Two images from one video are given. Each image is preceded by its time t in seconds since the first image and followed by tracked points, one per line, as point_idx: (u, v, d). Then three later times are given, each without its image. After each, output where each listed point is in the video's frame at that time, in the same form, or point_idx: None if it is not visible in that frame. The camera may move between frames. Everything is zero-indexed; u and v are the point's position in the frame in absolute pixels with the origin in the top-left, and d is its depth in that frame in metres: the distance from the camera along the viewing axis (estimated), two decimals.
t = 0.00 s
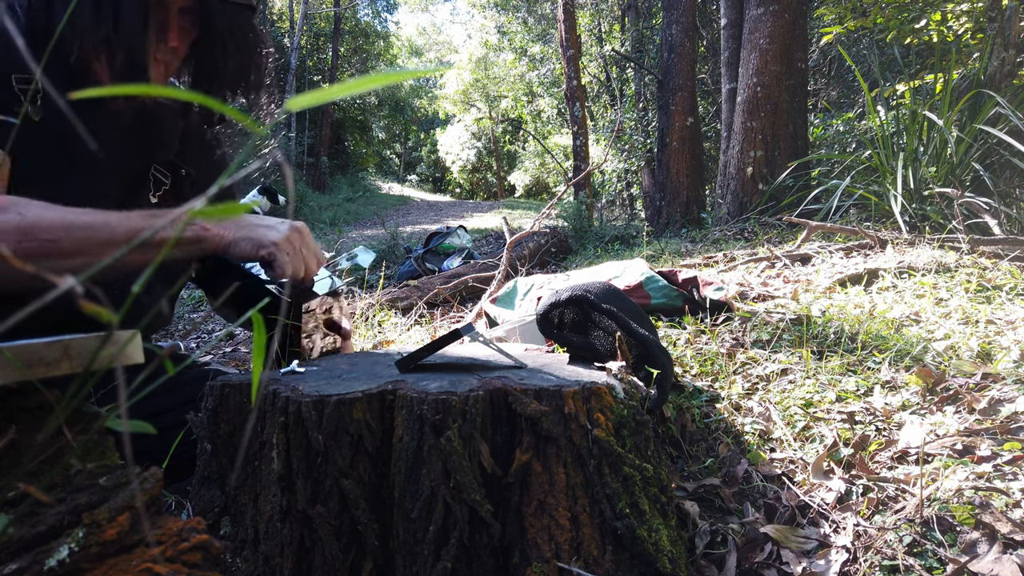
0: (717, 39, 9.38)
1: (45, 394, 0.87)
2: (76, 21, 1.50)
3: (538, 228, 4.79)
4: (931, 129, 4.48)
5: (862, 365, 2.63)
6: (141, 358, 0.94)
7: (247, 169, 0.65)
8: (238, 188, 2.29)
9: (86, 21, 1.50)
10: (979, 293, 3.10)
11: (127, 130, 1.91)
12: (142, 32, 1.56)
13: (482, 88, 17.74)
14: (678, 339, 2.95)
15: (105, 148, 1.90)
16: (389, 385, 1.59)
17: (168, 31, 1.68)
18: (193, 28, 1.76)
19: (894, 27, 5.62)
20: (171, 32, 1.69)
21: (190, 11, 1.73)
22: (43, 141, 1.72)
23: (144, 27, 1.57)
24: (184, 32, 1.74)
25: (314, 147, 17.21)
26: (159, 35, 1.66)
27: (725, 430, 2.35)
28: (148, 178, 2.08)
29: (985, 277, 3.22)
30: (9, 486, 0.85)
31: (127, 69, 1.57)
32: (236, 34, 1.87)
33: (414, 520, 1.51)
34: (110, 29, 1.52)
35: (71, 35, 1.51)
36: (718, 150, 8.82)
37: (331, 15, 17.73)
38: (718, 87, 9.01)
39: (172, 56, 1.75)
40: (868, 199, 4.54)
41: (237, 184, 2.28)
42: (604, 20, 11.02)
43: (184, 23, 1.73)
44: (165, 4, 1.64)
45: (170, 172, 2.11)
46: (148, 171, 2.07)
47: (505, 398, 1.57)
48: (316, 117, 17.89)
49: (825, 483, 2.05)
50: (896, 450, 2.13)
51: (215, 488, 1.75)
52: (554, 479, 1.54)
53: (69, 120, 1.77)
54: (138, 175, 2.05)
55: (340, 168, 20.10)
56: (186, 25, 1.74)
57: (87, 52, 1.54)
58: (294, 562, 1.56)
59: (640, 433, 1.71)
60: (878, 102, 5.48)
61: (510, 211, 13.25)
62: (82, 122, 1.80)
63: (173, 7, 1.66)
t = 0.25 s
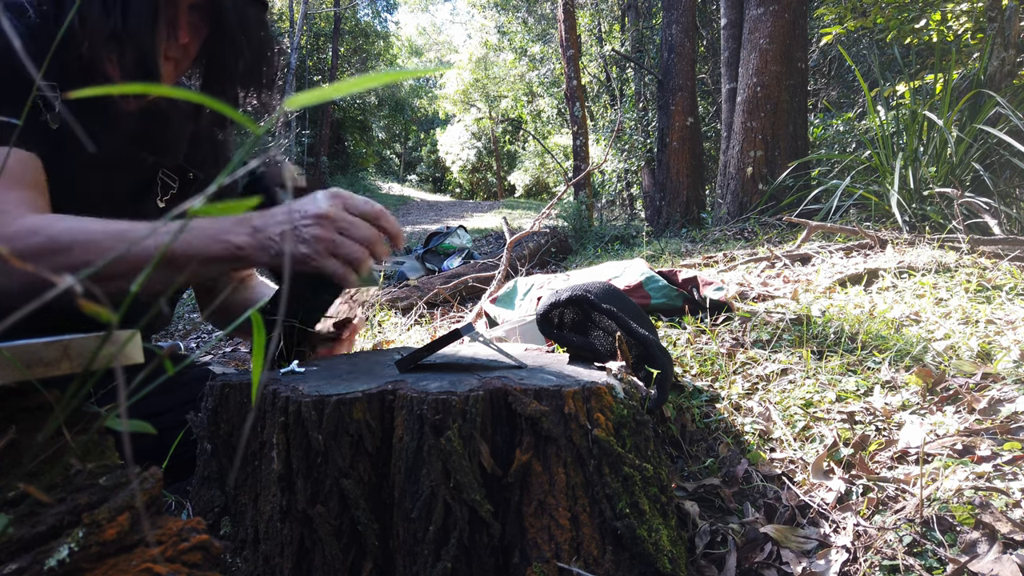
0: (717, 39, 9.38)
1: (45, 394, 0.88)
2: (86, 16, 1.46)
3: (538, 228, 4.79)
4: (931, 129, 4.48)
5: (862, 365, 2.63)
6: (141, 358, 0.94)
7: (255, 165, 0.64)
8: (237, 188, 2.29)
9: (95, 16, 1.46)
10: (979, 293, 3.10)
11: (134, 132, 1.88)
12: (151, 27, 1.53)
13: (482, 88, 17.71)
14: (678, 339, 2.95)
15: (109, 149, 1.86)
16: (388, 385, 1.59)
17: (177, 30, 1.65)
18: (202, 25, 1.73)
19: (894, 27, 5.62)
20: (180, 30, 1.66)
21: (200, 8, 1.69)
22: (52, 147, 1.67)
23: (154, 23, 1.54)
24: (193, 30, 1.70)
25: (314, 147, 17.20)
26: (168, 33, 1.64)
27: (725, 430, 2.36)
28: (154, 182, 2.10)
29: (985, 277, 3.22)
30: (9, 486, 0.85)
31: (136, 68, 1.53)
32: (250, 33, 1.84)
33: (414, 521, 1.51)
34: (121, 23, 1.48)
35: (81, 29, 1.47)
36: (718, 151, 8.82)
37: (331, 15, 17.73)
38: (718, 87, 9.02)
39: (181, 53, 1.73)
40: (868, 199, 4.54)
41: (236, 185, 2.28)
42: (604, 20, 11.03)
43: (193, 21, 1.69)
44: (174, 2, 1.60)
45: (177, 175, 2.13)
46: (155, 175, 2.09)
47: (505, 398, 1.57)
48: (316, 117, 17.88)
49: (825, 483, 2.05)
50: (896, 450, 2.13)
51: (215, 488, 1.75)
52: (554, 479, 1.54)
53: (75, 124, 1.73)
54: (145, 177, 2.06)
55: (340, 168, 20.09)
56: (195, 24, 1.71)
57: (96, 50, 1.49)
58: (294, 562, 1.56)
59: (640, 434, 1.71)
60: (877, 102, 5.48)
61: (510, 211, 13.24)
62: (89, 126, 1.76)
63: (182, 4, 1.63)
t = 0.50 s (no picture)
0: (717, 39, 9.39)
1: (45, 394, 0.88)
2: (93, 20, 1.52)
3: (538, 228, 4.79)
4: (931, 129, 4.48)
5: (862, 365, 2.63)
6: (141, 358, 0.94)
7: (260, 168, 0.65)
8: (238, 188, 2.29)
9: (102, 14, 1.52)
10: (979, 293, 3.10)
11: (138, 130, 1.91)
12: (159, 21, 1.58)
13: (482, 88, 17.64)
14: (678, 339, 2.95)
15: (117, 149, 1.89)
16: (389, 385, 1.59)
17: (183, 28, 1.69)
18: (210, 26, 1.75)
19: (894, 27, 5.63)
20: (186, 29, 1.70)
21: (208, 9, 1.72)
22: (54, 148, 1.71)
23: (160, 20, 1.60)
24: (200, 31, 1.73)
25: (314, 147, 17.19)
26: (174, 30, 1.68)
27: (725, 430, 2.36)
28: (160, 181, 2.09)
29: (985, 277, 3.22)
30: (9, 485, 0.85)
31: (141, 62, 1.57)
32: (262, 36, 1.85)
33: (414, 520, 1.51)
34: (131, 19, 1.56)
35: (86, 26, 1.53)
36: (718, 151, 8.82)
37: (331, 15, 17.73)
38: (718, 88, 9.02)
39: (188, 52, 1.79)
40: (868, 199, 4.54)
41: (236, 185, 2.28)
42: (605, 20, 11.04)
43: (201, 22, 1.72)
44: None
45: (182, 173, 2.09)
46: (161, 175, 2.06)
47: (505, 398, 1.57)
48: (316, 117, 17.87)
49: (825, 483, 2.05)
50: (896, 450, 2.13)
51: (215, 488, 1.75)
52: (554, 479, 1.54)
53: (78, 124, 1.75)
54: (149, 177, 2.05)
55: (340, 168, 20.08)
56: (202, 25, 1.75)
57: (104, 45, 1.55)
58: (294, 562, 1.56)
59: (640, 434, 1.71)
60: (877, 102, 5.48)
61: (510, 211, 13.24)
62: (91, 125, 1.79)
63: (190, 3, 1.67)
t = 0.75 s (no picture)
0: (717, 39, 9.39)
1: (45, 394, 0.88)
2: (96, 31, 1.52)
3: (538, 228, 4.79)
4: (931, 129, 4.48)
5: (862, 365, 2.63)
6: (141, 358, 0.94)
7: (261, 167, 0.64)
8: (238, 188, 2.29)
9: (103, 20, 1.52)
10: (979, 293, 3.10)
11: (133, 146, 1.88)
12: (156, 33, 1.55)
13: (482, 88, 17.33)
14: (678, 339, 2.95)
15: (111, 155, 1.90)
16: (389, 385, 1.59)
17: (183, 37, 1.65)
18: (214, 40, 1.72)
19: (894, 28, 5.63)
20: (186, 38, 1.66)
21: (209, 17, 1.68)
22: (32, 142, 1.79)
23: (159, 30, 1.56)
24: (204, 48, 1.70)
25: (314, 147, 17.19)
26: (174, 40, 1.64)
27: (725, 430, 2.36)
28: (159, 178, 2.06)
29: (985, 277, 3.22)
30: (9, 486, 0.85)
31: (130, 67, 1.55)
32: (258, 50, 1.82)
33: (414, 521, 1.51)
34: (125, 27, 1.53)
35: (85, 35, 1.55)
36: (718, 151, 8.82)
37: (331, 15, 17.73)
38: (718, 88, 9.02)
39: (189, 61, 1.73)
40: (868, 199, 4.54)
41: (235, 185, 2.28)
42: (605, 20, 11.04)
43: (204, 32, 1.69)
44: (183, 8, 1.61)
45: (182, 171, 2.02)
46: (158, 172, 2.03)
47: (505, 398, 1.57)
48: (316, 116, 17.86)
49: (825, 483, 2.05)
50: (896, 450, 2.13)
51: (215, 488, 1.75)
52: (554, 479, 1.54)
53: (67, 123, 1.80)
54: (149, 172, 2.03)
55: (340, 168, 20.06)
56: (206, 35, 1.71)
57: (104, 51, 1.57)
58: (294, 563, 1.56)
59: (640, 434, 1.71)
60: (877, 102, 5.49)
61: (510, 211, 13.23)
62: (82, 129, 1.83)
63: (191, 13, 1.63)
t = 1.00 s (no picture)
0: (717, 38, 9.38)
1: (45, 394, 0.88)
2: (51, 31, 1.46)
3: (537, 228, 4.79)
4: (931, 129, 4.48)
5: (862, 365, 2.63)
6: (141, 358, 0.94)
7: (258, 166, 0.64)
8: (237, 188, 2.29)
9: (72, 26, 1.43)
10: (979, 293, 3.10)
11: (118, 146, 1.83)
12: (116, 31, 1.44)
13: (481, 89, 17.47)
14: (678, 340, 2.95)
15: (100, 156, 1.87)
16: (389, 385, 1.59)
17: (151, 34, 1.53)
18: (185, 34, 1.59)
19: (894, 28, 5.63)
20: (155, 34, 1.54)
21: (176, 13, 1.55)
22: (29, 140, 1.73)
23: (123, 28, 1.46)
24: (177, 42, 1.58)
25: (314, 148, 17.19)
26: (141, 36, 1.52)
27: (725, 430, 2.36)
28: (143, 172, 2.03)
29: (985, 277, 3.22)
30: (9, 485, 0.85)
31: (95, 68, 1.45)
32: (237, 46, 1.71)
33: (414, 521, 1.51)
34: (88, 29, 1.42)
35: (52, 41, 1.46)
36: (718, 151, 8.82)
37: (331, 15, 17.73)
38: (718, 88, 9.02)
39: (160, 57, 1.59)
40: (869, 199, 4.54)
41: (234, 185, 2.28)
42: (605, 20, 11.05)
43: (175, 26, 1.57)
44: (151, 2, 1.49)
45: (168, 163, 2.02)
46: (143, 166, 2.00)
47: (505, 398, 1.57)
48: (316, 117, 17.85)
49: (825, 483, 2.05)
50: (896, 450, 2.13)
51: (215, 488, 1.75)
52: (554, 479, 1.54)
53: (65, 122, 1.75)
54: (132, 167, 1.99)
55: (340, 168, 20.06)
56: (175, 29, 1.57)
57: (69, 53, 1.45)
58: (294, 563, 1.56)
59: (640, 434, 1.70)
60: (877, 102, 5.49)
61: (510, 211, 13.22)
62: (80, 129, 1.78)
63: (161, 7, 1.51)
